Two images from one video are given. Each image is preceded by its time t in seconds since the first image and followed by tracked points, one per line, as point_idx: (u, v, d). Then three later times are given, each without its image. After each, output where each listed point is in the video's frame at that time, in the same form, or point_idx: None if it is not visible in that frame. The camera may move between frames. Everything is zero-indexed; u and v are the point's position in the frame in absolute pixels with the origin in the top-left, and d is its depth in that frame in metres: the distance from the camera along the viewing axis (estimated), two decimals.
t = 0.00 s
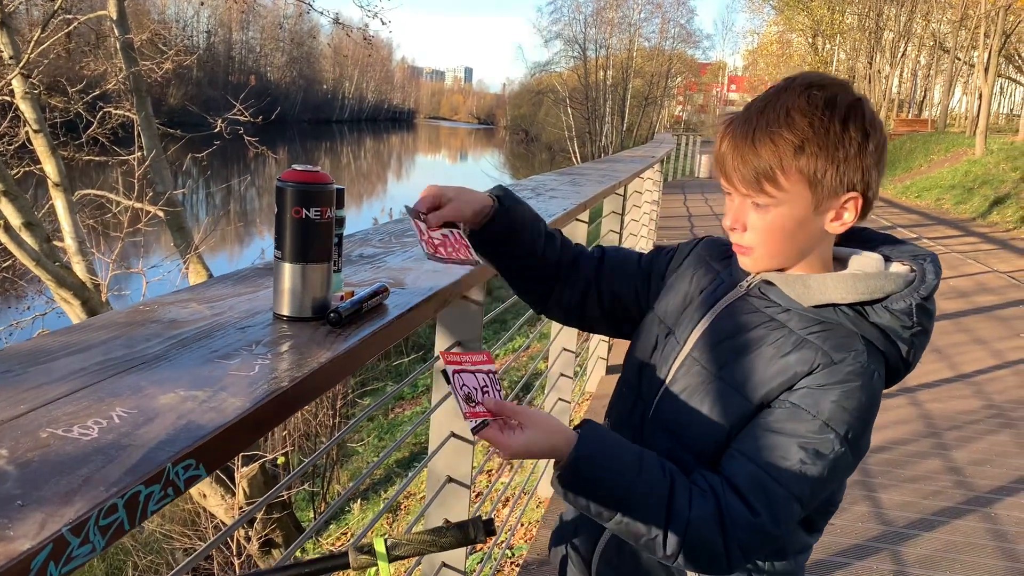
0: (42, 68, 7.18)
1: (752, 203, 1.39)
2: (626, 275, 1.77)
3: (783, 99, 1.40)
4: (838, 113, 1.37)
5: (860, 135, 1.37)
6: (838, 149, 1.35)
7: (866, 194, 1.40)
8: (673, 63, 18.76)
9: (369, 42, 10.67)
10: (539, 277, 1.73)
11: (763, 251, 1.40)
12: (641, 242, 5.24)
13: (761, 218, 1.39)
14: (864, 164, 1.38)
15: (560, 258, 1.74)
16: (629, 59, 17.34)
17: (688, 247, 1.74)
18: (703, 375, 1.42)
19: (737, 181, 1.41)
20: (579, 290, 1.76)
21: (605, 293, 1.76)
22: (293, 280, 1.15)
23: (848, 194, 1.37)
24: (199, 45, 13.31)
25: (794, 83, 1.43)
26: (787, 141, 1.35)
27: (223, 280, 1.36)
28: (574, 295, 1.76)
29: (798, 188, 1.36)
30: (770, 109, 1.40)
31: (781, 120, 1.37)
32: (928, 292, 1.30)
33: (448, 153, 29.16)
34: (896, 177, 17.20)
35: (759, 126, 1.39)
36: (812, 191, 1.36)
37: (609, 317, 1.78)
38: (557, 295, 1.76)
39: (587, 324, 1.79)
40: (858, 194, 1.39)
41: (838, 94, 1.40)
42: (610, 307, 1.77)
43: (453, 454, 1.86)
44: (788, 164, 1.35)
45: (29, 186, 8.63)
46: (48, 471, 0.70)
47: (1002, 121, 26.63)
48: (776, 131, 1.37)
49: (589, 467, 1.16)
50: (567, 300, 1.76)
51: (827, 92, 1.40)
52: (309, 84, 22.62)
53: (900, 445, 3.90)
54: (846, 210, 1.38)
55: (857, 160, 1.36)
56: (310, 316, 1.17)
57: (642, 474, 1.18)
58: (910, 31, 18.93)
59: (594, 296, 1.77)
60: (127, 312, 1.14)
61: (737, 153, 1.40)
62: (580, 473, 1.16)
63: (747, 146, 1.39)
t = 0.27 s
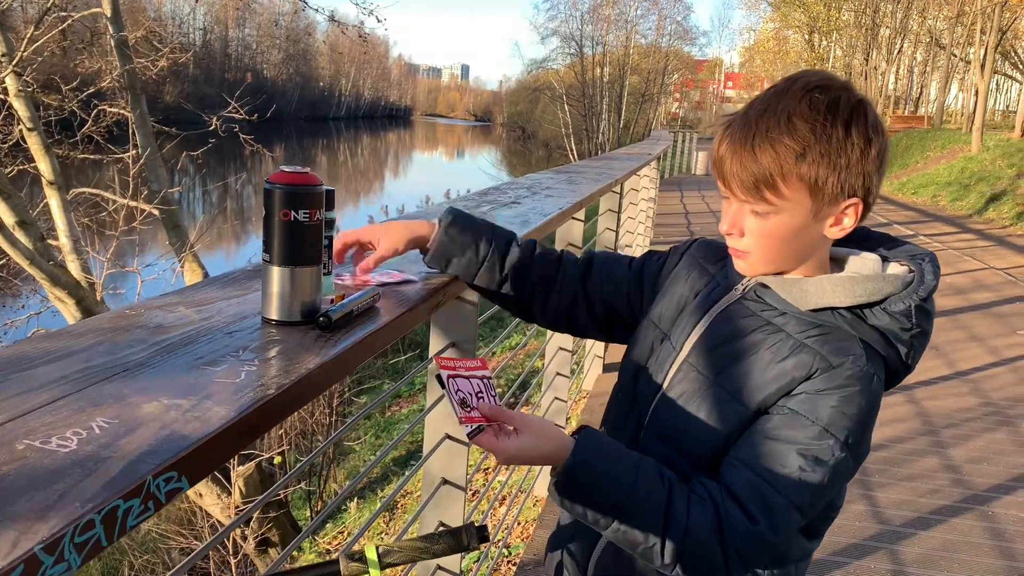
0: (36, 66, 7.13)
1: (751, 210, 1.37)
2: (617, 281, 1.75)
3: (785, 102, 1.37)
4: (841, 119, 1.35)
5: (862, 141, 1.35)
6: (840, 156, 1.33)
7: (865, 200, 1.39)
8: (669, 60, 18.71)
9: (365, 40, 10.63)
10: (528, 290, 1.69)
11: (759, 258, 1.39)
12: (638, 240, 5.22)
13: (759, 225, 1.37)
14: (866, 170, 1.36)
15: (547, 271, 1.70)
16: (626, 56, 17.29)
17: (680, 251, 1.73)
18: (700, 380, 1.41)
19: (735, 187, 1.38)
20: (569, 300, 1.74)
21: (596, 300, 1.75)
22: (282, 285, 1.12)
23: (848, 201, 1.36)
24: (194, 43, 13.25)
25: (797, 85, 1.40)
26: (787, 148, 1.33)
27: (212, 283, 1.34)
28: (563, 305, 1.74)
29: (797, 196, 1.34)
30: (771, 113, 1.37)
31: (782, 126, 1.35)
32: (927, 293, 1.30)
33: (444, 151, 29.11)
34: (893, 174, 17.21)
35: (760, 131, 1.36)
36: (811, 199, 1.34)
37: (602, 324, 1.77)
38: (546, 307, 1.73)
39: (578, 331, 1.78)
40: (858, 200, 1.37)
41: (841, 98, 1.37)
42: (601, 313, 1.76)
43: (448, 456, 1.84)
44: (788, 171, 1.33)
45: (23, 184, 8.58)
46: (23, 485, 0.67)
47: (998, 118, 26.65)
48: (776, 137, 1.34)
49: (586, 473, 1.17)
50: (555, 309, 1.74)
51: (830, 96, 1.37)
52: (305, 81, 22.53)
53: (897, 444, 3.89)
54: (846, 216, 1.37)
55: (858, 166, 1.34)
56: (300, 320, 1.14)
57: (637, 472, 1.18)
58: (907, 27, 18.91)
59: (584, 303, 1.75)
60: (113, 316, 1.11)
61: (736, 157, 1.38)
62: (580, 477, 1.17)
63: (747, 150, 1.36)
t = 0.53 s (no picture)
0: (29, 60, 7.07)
1: (745, 210, 1.34)
2: (619, 305, 1.70)
3: (777, 99, 1.35)
4: (835, 116, 1.32)
5: (857, 136, 1.32)
6: (836, 153, 1.31)
7: (860, 197, 1.36)
8: (667, 55, 18.63)
9: (361, 33, 10.55)
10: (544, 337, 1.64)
11: (758, 259, 1.35)
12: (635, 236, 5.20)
13: (755, 225, 1.34)
14: (861, 165, 1.33)
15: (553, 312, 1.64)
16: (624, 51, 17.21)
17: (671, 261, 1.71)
18: (690, 382, 1.39)
19: (729, 188, 1.35)
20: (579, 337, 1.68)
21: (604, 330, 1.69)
22: (267, 288, 1.10)
23: (844, 197, 1.33)
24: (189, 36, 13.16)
25: (788, 81, 1.38)
26: (784, 147, 1.30)
27: (197, 284, 1.31)
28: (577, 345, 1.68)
29: (793, 195, 1.31)
30: (764, 111, 1.34)
31: (776, 124, 1.32)
32: (918, 291, 1.28)
33: (442, 145, 29.02)
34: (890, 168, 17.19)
35: (754, 130, 1.33)
36: (808, 197, 1.31)
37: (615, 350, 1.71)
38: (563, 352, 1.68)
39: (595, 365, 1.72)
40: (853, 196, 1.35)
41: (834, 92, 1.35)
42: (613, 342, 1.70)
43: (441, 457, 1.82)
44: (784, 169, 1.30)
45: (17, 178, 8.52)
46: None
47: (995, 113, 26.64)
48: (771, 136, 1.31)
49: (567, 478, 1.15)
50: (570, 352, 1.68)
51: (823, 92, 1.35)
52: (301, 75, 22.42)
53: (894, 441, 3.87)
54: (841, 214, 1.35)
55: (854, 162, 1.32)
56: (286, 324, 1.12)
57: (620, 475, 1.17)
58: (905, 22, 18.85)
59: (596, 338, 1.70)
60: (95, 319, 1.09)
61: (731, 157, 1.35)
62: (560, 483, 1.15)
63: (741, 149, 1.34)
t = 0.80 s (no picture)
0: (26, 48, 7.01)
1: (754, 203, 1.30)
2: (605, 303, 1.66)
3: (791, 90, 1.32)
4: (849, 109, 1.30)
5: (868, 129, 1.30)
6: (850, 147, 1.28)
7: (866, 192, 1.35)
8: (669, 46, 18.51)
9: (361, 23, 10.48)
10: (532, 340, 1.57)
11: (765, 254, 1.32)
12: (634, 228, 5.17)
13: (764, 219, 1.30)
14: (871, 161, 1.32)
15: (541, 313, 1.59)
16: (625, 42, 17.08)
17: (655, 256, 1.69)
18: (690, 380, 1.37)
19: (738, 180, 1.32)
20: (566, 338, 1.63)
21: (591, 330, 1.66)
22: (255, 280, 1.08)
23: (853, 192, 1.31)
24: (188, 24, 13.06)
25: (800, 72, 1.35)
26: (798, 140, 1.27)
27: (186, 275, 1.28)
28: (563, 347, 1.63)
29: (804, 188, 1.28)
30: (777, 103, 1.31)
31: (791, 115, 1.29)
32: (921, 282, 1.24)
33: (442, 136, 28.91)
34: (891, 162, 17.13)
35: (767, 121, 1.30)
36: (818, 191, 1.29)
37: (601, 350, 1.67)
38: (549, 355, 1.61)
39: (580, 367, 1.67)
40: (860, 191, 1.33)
41: (846, 85, 1.32)
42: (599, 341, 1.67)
43: (436, 451, 1.81)
44: (798, 162, 1.27)
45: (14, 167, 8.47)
46: None
47: (997, 107, 26.54)
48: (785, 129, 1.28)
49: (572, 483, 1.13)
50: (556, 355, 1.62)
51: (837, 84, 1.32)
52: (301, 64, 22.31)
53: (893, 435, 3.85)
54: (848, 209, 1.34)
55: (864, 157, 1.30)
56: (274, 317, 1.10)
57: (625, 481, 1.14)
58: (908, 14, 18.73)
59: (582, 339, 1.65)
60: (78, 311, 1.06)
61: (742, 149, 1.31)
62: (562, 489, 1.13)
63: (752, 141, 1.30)
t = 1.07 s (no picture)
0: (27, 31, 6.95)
1: (758, 191, 1.27)
2: (599, 295, 1.64)
3: (796, 75, 1.27)
4: (855, 95, 1.26)
5: (874, 116, 1.27)
6: (856, 134, 1.25)
7: (870, 179, 1.32)
8: (675, 36, 18.34)
9: (366, 9, 10.39)
10: (522, 334, 1.55)
11: (768, 244, 1.30)
12: (638, 219, 5.13)
13: (768, 209, 1.28)
14: (876, 148, 1.29)
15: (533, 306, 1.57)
16: (632, 31, 16.94)
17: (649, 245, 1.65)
18: (692, 372, 1.34)
19: (742, 168, 1.28)
20: (559, 331, 1.61)
21: (584, 322, 1.63)
22: (244, 267, 1.05)
23: (857, 180, 1.29)
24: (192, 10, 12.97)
25: (804, 56, 1.31)
26: (804, 127, 1.23)
27: (176, 261, 1.26)
28: (556, 340, 1.61)
29: (810, 177, 1.25)
30: (782, 88, 1.27)
31: (797, 101, 1.25)
32: (925, 270, 1.22)
33: (446, 124, 28.77)
34: (898, 154, 17.02)
35: (772, 108, 1.26)
36: (824, 179, 1.26)
37: (594, 341, 1.66)
38: (542, 350, 1.59)
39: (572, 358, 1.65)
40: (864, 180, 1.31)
41: (853, 69, 1.28)
42: (593, 333, 1.64)
43: (433, 442, 1.78)
44: (804, 151, 1.24)
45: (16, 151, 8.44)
46: None
47: (1004, 100, 26.35)
48: (791, 115, 1.24)
49: (575, 485, 1.10)
50: (548, 349, 1.60)
51: (842, 68, 1.28)
52: (306, 51, 22.19)
53: (897, 430, 3.82)
54: (851, 197, 1.32)
55: (870, 144, 1.27)
56: (263, 305, 1.07)
57: (627, 479, 1.12)
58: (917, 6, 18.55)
59: (575, 331, 1.63)
60: (63, 297, 1.03)
61: (747, 136, 1.27)
62: (563, 492, 1.10)
63: (757, 128, 1.26)
